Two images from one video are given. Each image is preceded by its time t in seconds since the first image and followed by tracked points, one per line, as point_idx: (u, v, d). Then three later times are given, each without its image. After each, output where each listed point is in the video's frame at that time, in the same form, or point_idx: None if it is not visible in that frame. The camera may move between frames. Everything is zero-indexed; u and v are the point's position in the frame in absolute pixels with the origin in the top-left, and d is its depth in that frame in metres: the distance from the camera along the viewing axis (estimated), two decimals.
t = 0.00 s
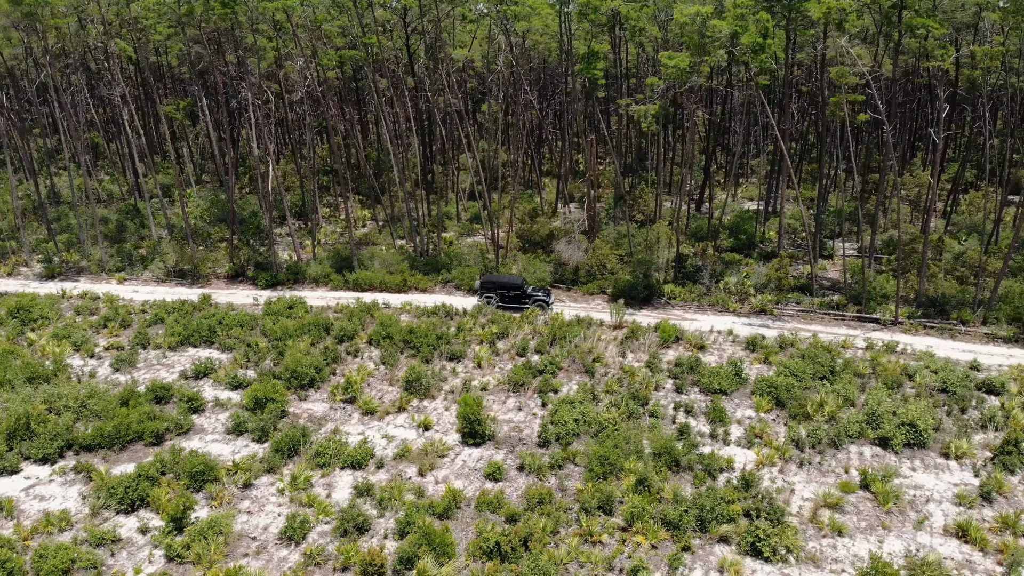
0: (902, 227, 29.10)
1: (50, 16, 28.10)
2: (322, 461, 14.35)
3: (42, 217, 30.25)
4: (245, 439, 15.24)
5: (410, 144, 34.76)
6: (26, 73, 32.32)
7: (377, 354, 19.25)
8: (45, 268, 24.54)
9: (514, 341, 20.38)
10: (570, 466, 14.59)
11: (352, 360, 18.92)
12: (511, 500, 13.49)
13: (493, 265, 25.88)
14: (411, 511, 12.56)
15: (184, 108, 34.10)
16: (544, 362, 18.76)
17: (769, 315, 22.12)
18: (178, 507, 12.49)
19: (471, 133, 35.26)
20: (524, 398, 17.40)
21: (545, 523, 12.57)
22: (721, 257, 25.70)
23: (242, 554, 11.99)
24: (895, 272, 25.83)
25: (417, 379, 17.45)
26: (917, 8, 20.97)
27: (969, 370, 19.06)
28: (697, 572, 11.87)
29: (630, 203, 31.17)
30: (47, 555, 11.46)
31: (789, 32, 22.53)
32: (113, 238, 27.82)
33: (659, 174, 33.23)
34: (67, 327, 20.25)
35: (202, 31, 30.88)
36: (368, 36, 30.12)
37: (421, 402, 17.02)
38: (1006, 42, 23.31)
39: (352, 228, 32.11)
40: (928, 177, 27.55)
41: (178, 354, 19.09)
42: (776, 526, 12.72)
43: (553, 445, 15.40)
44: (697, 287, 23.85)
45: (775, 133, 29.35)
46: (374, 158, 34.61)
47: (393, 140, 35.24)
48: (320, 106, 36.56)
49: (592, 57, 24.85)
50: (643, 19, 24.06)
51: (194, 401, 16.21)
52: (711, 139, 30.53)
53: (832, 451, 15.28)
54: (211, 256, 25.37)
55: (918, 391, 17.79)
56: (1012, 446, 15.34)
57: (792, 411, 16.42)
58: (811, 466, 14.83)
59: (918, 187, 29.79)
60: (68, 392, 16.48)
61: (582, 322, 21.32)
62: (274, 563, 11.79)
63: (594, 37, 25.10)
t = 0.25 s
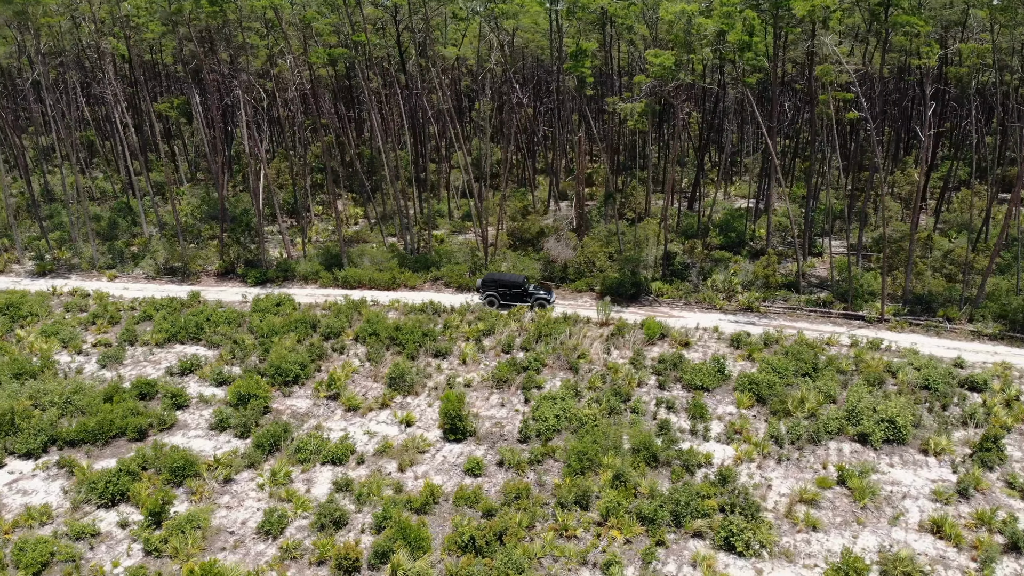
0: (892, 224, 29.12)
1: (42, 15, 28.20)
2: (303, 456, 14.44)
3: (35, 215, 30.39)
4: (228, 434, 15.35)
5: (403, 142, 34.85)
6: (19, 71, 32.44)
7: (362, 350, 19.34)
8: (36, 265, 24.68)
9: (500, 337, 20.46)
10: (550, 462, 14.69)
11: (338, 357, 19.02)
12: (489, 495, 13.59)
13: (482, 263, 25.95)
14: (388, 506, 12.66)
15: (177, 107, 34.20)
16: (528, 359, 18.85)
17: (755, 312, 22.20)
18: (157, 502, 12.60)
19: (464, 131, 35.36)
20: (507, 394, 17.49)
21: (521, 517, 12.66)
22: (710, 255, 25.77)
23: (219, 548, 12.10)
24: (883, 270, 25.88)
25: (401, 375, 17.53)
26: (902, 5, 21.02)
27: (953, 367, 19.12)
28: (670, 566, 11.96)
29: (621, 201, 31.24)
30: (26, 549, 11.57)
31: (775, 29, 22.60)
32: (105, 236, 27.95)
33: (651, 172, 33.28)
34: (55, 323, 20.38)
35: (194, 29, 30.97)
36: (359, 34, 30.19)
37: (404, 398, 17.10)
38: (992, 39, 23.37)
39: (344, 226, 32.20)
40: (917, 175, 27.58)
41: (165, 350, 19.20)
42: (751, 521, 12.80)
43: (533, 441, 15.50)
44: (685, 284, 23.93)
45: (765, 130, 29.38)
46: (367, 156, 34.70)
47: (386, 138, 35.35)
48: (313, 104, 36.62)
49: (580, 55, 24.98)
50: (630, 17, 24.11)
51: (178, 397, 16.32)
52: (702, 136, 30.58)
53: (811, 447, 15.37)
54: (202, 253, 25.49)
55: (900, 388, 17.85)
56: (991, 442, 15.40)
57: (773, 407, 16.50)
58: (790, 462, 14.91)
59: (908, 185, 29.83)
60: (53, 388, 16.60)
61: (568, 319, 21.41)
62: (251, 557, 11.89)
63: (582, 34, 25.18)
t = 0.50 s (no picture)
0: (882, 222, 29.18)
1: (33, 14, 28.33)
2: (284, 452, 14.57)
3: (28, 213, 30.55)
4: (211, 430, 15.48)
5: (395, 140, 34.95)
6: (13, 70, 32.59)
7: (348, 348, 19.46)
8: (28, 263, 24.83)
9: (486, 335, 20.57)
10: (529, 458, 14.82)
11: (323, 353, 19.14)
12: (466, 490, 13.70)
13: (471, 260, 26.05)
14: (365, 501, 12.78)
15: (170, 105, 34.32)
16: (513, 356, 18.96)
17: (741, 310, 22.32)
18: (136, 496, 12.73)
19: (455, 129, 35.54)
20: (491, 390, 17.60)
21: (497, 512, 12.78)
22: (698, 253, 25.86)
23: (197, 542, 12.23)
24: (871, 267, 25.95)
25: (385, 372, 17.65)
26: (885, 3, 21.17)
27: (935, 364, 19.20)
28: (643, 560, 12.07)
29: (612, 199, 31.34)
30: (6, 542, 11.71)
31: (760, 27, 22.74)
32: (97, 234, 28.10)
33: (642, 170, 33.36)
34: (44, 321, 20.52)
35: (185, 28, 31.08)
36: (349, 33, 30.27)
37: (388, 395, 17.21)
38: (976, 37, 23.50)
39: (336, 224, 32.32)
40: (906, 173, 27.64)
41: (152, 347, 19.34)
42: (726, 516, 12.91)
43: (514, 437, 15.62)
44: (672, 282, 24.02)
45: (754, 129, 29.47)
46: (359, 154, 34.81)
47: (378, 136, 35.52)
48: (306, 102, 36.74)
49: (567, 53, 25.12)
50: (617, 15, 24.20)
51: (163, 393, 16.45)
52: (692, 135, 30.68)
53: (789, 443, 15.49)
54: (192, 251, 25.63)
55: (881, 385, 17.95)
56: (968, 438, 15.50)
57: (753, 403, 16.61)
58: (768, 458, 15.03)
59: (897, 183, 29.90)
60: (40, 384, 16.74)
61: (554, 316, 21.52)
62: (229, 551, 12.01)
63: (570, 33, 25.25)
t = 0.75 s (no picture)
0: (871, 220, 29.28)
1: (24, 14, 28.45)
2: (265, 448, 14.69)
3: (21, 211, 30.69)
4: (194, 427, 15.61)
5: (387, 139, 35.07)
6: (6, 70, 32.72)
7: (334, 345, 19.59)
8: (18, 261, 24.97)
9: (472, 332, 20.69)
10: (508, 453, 14.94)
11: (309, 351, 19.27)
12: (444, 486, 13.82)
13: (460, 258, 26.17)
14: (342, 496, 12.89)
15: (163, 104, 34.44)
16: (497, 353, 19.09)
17: (726, 308, 22.46)
18: (116, 492, 12.85)
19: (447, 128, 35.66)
20: (474, 387, 17.72)
21: (473, 507, 12.91)
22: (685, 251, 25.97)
23: (176, 536, 12.36)
24: (858, 266, 26.05)
25: (368, 369, 17.77)
26: (868, 2, 21.31)
27: (917, 361, 19.31)
28: (617, 555, 12.19)
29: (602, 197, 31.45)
30: None
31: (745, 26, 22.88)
32: (89, 232, 28.23)
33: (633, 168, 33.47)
34: (33, 318, 20.65)
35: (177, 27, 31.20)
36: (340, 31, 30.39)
37: (371, 392, 17.33)
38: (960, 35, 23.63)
39: (328, 222, 32.44)
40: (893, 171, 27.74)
41: (139, 345, 19.47)
42: (700, 511, 13.02)
43: (494, 433, 15.74)
44: (659, 279, 24.13)
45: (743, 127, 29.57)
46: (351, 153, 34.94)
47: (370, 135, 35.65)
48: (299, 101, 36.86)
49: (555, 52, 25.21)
50: (603, 14, 24.32)
51: (147, 390, 16.58)
52: (681, 133, 30.76)
53: (768, 440, 15.60)
54: (181, 249, 25.76)
55: (862, 382, 18.06)
56: (945, 435, 15.61)
57: (733, 400, 16.73)
58: (746, 454, 15.15)
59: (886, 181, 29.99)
60: (25, 380, 16.86)
61: (539, 313, 21.64)
62: (206, 545, 12.13)
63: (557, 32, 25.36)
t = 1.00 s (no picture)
0: (859, 219, 29.40)
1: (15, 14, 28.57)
2: (246, 445, 14.81)
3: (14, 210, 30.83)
4: (176, 424, 15.74)
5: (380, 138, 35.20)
6: None
7: (319, 343, 19.71)
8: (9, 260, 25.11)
9: (457, 330, 20.81)
10: (488, 450, 15.08)
11: (294, 349, 19.39)
12: (422, 482, 13.96)
13: (448, 257, 26.27)
14: (319, 492, 13.01)
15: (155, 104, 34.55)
16: (481, 351, 19.21)
17: (712, 306, 22.61)
18: (95, 488, 12.98)
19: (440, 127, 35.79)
20: (457, 385, 17.85)
21: (450, 503, 13.02)
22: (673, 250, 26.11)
23: (154, 532, 12.49)
24: (845, 264, 26.16)
25: (352, 367, 17.87)
26: (851, 2, 21.47)
27: (899, 359, 19.42)
28: (591, 550, 12.32)
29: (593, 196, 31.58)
30: None
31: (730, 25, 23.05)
32: (80, 231, 28.37)
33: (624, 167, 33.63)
34: (21, 316, 20.77)
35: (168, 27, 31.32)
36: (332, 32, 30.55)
37: (354, 389, 17.46)
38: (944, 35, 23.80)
39: (319, 221, 32.57)
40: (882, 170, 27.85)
41: (125, 343, 19.60)
42: (676, 507, 13.15)
43: (475, 430, 15.88)
44: (645, 278, 24.26)
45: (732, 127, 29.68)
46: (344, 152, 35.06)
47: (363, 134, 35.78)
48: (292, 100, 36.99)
49: (543, 52, 25.39)
50: (590, 15, 24.48)
51: (131, 388, 16.70)
52: (672, 133, 30.89)
53: (746, 436, 15.73)
54: (171, 248, 25.91)
55: (843, 379, 18.18)
56: (923, 432, 15.73)
57: (713, 397, 16.87)
58: (723, 450, 15.28)
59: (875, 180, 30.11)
60: (11, 377, 16.99)
61: (525, 312, 21.77)
62: (184, 541, 12.26)
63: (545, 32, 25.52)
